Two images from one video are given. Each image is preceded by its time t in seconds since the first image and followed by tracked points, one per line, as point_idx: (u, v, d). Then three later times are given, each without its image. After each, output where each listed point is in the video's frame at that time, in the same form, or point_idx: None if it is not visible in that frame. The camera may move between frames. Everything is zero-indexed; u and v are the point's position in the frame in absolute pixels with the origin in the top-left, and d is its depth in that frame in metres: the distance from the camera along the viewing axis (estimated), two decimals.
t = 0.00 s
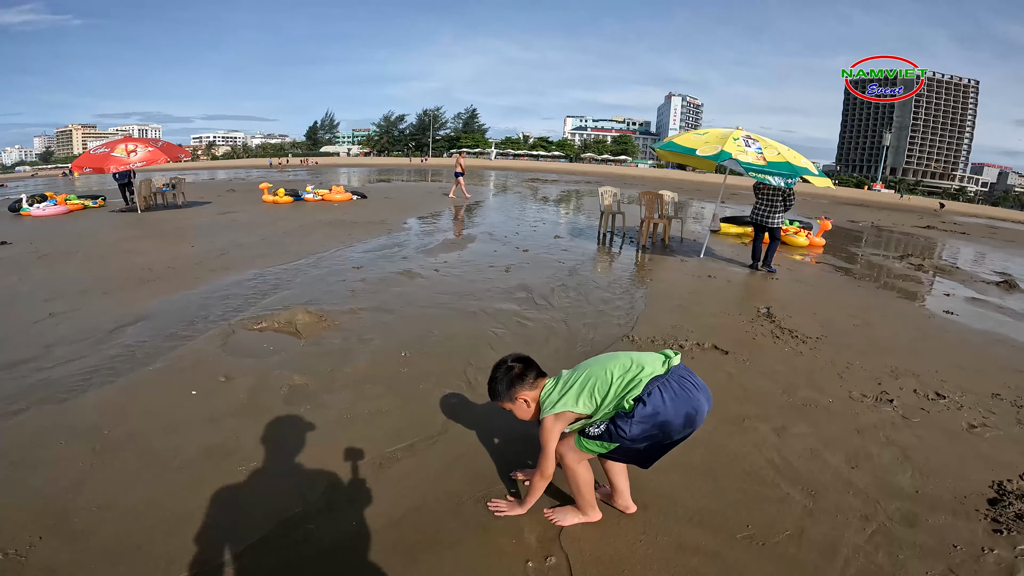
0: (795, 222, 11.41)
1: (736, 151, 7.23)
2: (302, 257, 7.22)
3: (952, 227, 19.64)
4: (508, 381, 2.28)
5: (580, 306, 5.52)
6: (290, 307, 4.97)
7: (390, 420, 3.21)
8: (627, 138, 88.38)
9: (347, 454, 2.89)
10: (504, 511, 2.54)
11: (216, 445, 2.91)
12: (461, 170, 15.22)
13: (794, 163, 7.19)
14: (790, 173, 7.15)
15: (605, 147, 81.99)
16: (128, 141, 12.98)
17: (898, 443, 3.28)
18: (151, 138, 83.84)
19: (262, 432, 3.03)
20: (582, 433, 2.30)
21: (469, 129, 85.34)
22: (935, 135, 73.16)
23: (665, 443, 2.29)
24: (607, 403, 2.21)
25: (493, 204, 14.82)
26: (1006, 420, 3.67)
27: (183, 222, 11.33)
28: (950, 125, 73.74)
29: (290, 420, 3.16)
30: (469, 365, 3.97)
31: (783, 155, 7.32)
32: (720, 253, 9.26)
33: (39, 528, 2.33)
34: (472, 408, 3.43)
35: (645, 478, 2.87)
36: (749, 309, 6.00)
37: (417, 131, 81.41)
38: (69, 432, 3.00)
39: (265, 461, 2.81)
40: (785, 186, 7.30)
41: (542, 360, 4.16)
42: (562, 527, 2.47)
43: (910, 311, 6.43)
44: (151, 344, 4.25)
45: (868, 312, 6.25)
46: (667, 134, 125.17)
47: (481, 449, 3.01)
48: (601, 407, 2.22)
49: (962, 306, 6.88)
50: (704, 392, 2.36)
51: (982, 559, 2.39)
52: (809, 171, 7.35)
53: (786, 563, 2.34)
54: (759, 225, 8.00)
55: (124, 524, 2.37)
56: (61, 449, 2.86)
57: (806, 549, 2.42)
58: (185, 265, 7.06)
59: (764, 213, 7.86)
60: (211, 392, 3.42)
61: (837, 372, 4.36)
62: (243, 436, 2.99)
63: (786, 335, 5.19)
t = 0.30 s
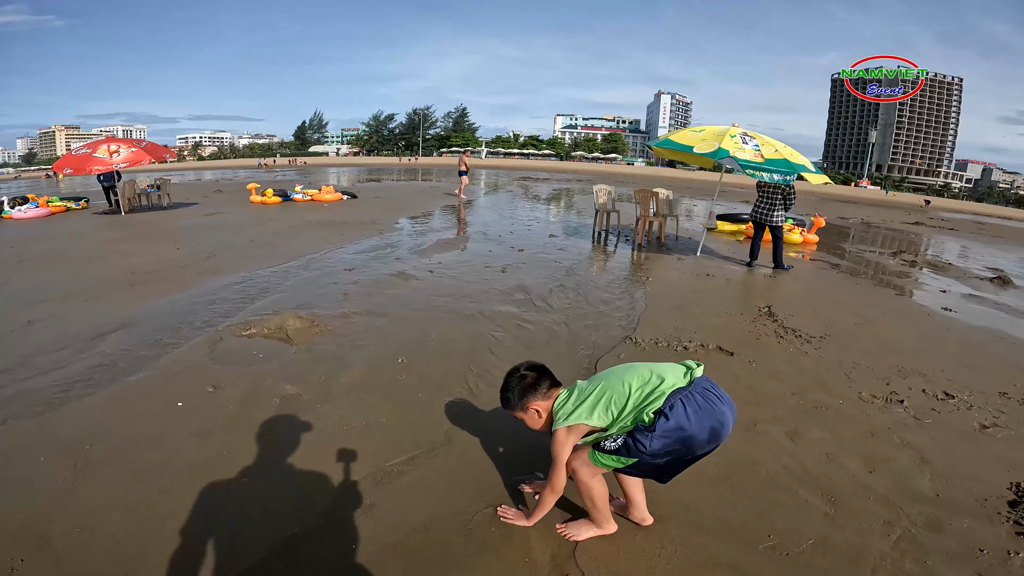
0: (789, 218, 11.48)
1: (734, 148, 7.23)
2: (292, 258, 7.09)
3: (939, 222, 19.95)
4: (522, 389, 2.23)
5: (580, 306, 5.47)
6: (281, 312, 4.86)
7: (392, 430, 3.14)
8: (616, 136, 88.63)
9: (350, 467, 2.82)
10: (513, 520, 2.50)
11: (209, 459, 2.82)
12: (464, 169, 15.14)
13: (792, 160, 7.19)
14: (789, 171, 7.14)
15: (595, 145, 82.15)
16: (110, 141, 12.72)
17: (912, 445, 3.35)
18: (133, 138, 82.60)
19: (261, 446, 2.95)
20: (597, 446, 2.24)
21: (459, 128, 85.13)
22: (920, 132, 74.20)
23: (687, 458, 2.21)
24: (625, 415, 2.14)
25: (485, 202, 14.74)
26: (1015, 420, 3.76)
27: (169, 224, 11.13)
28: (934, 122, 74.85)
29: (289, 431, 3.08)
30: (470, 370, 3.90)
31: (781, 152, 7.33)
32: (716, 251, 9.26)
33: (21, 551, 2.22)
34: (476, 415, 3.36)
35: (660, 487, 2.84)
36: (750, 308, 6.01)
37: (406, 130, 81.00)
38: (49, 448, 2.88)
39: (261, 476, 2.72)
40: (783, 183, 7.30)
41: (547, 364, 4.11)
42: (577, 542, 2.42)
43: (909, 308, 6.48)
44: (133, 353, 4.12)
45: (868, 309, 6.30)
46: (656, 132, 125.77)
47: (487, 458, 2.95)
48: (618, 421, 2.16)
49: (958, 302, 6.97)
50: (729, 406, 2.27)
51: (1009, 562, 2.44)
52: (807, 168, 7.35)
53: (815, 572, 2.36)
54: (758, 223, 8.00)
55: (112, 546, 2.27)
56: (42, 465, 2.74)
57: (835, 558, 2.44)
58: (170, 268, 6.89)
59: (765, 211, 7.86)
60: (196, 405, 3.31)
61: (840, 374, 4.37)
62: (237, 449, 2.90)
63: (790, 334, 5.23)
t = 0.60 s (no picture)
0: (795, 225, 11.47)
1: (740, 155, 7.25)
2: (297, 263, 7.10)
3: (944, 228, 19.89)
4: (537, 373, 2.21)
5: (586, 313, 5.46)
6: (286, 318, 4.85)
7: (399, 438, 3.12)
8: (618, 141, 88.81)
9: (357, 475, 2.80)
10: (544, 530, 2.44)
11: (213, 467, 2.80)
12: (479, 175, 15.31)
13: (799, 166, 7.21)
14: (796, 177, 7.16)
15: (597, 150, 82.34)
16: (115, 145, 12.78)
17: (926, 452, 3.33)
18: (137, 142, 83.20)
19: (267, 452, 2.94)
20: (617, 453, 2.22)
21: (462, 133, 85.48)
22: (922, 137, 74.21)
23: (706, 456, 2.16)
24: (642, 405, 2.12)
25: (489, 208, 14.76)
26: None
27: (174, 228, 11.18)
28: (936, 128, 74.83)
29: (295, 438, 3.07)
30: (476, 378, 3.88)
31: (788, 158, 7.34)
32: (721, 257, 9.24)
33: (22, 558, 2.20)
34: (484, 423, 3.34)
35: (672, 496, 2.82)
36: (756, 315, 5.98)
37: (408, 135, 81.33)
38: (50, 455, 2.87)
39: (266, 483, 2.70)
40: (790, 189, 7.31)
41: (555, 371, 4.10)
42: (590, 553, 2.38)
43: (916, 315, 6.45)
44: (135, 358, 4.12)
45: (876, 316, 6.27)
46: (659, 137, 125.99)
47: (497, 467, 2.93)
48: (631, 412, 2.14)
49: (965, 308, 6.93)
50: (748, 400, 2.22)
51: None
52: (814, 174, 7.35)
53: None
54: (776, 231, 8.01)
55: (115, 554, 2.25)
56: (44, 473, 2.73)
57: (851, 567, 2.41)
58: (174, 273, 6.91)
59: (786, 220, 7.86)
60: (202, 411, 3.30)
61: (849, 381, 4.34)
62: (242, 457, 2.88)
63: (799, 341, 5.22)
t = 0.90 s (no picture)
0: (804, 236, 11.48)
1: (751, 165, 7.27)
2: (306, 272, 7.13)
3: (951, 238, 19.79)
4: (544, 283, 2.12)
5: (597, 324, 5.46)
6: (297, 327, 4.87)
7: (417, 448, 3.13)
8: (622, 150, 89.03)
9: (374, 485, 2.80)
10: (561, 559, 2.40)
11: (229, 477, 2.80)
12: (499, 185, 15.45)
13: (810, 176, 7.23)
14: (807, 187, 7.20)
15: (602, 159, 82.57)
16: (125, 150, 12.91)
17: (947, 463, 3.35)
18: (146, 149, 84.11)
19: (284, 462, 2.95)
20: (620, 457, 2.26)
21: (467, 142, 85.97)
22: (929, 146, 74.05)
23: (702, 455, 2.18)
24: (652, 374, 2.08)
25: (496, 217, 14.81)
26: None
27: (183, 235, 11.28)
28: (942, 137, 74.71)
29: (312, 447, 3.08)
30: (490, 390, 3.89)
31: (799, 168, 7.38)
32: (730, 267, 9.23)
33: (42, 567, 2.21)
34: (501, 434, 3.35)
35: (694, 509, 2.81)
36: (768, 326, 5.98)
37: (414, 144, 81.93)
38: (63, 464, 2.88)
39: (283, 493, 2.70)
40: (801, 199, 7.33)
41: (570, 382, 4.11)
42: (612, 566, 2.37)
43: (929, 325, 6.43)
44: (148, 366, 4.13)
45: (888, 326, 6.26)
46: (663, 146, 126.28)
47: (516, 479, 2.94)
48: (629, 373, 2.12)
49: (977, 318, 6.91)
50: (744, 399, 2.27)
51: None
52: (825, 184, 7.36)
53: None
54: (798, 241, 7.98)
55: (137, 563, 2.26)
56: (59, 481, 2.73)
57: None
58: (183, 280, 6.95)
59: (809, 228, 7.79)
60: (217, 420, 3.31)
61: (865, 393, 4.34)
62: (257, 467, 2.89)
63: (813, 352, 5.20)
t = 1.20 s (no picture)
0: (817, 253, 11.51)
1: (767, 183, 7.36)
2: (323, 289, 7.23)
3: (963, 252, 19.67)
4: (596, 237, 2.39)
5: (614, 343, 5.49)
6: (317, 344, 4.94)
7: (446, 465, 3.19)
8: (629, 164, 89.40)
9: (403, 503, 2.83)
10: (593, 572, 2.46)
11: (258, 495, 2.84)
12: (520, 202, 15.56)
13: (826, 194, 7.31)
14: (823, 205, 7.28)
15: (610, 173, 82.92)
16: (144, 162, 13.18)
17: (973, 480, 3.41)
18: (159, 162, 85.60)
19: (315, 478, 3.01)
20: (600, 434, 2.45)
21: (475, 156, 86.79)
22: (939, 161, 73.78)
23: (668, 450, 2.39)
24: (649, 357, 2.28)
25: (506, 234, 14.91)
26: None
27: (199, 249, 11.44)
28: (952, 151, 74.44)
29: (343, 463, 3.14)
30: (513, 409, 3.93)
31: (815, 186, 7.47)
32: (743, 285, 9.25)
33: None
34: (529, 453, 3.41)
35: (723, 531, 2.85)
36: (785, 344, 5.99)
37: (423, 158, 82.80)
38: (93, 480, 2.93)
39: (313, 510, 2.74)
40: (818, 216, 7.41)
41: (594, 400, 4.15)
42: None
43: (948, 341, 6.42)
44: (173, 382, 4.20)
45: (906, 343, 6.26)
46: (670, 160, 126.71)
47: (542, 498, 2.97)
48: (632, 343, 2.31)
49: (995, 334, 6.89)
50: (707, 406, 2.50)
51: None
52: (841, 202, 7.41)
53: None
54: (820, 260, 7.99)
55: None
56: (90, 497, 2.78)
57: None
58: (202, 295, 7.05)
59: (834, 247, 7.77)
60: (245, 436, 3.37)
61: (887, 411, 4.37)
62: (286, 485, 2.93)
63: (833, 371, 5.19)
